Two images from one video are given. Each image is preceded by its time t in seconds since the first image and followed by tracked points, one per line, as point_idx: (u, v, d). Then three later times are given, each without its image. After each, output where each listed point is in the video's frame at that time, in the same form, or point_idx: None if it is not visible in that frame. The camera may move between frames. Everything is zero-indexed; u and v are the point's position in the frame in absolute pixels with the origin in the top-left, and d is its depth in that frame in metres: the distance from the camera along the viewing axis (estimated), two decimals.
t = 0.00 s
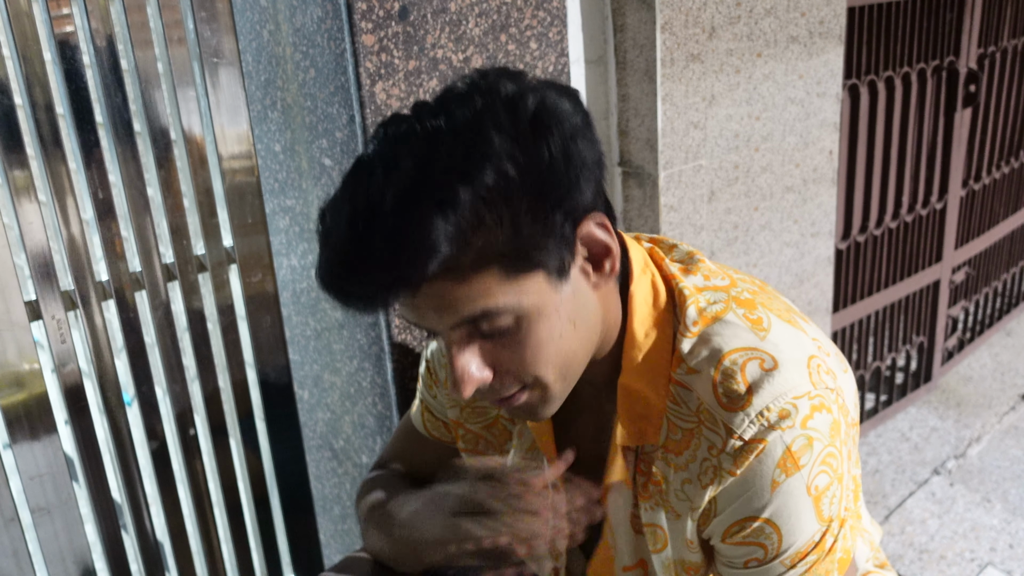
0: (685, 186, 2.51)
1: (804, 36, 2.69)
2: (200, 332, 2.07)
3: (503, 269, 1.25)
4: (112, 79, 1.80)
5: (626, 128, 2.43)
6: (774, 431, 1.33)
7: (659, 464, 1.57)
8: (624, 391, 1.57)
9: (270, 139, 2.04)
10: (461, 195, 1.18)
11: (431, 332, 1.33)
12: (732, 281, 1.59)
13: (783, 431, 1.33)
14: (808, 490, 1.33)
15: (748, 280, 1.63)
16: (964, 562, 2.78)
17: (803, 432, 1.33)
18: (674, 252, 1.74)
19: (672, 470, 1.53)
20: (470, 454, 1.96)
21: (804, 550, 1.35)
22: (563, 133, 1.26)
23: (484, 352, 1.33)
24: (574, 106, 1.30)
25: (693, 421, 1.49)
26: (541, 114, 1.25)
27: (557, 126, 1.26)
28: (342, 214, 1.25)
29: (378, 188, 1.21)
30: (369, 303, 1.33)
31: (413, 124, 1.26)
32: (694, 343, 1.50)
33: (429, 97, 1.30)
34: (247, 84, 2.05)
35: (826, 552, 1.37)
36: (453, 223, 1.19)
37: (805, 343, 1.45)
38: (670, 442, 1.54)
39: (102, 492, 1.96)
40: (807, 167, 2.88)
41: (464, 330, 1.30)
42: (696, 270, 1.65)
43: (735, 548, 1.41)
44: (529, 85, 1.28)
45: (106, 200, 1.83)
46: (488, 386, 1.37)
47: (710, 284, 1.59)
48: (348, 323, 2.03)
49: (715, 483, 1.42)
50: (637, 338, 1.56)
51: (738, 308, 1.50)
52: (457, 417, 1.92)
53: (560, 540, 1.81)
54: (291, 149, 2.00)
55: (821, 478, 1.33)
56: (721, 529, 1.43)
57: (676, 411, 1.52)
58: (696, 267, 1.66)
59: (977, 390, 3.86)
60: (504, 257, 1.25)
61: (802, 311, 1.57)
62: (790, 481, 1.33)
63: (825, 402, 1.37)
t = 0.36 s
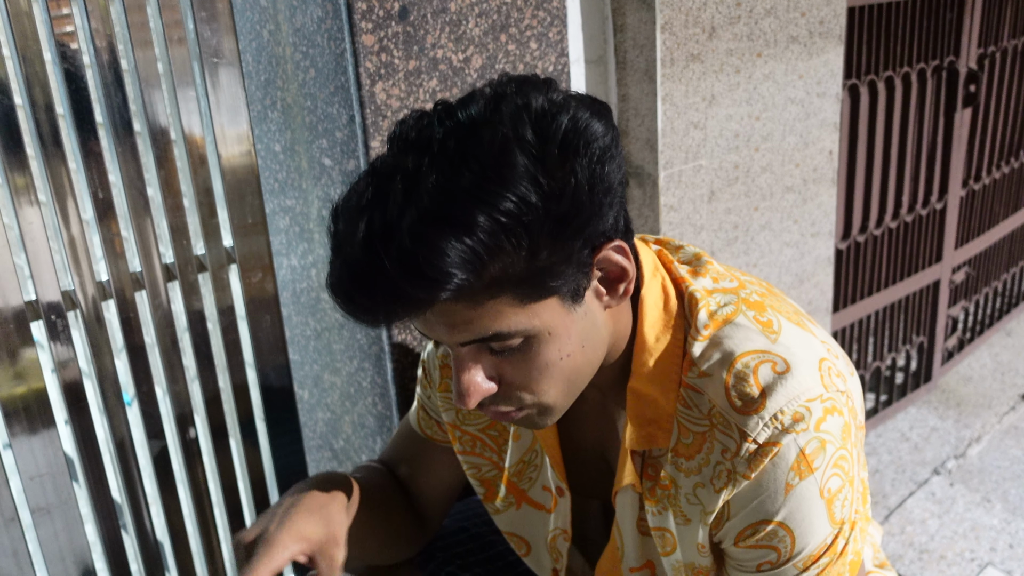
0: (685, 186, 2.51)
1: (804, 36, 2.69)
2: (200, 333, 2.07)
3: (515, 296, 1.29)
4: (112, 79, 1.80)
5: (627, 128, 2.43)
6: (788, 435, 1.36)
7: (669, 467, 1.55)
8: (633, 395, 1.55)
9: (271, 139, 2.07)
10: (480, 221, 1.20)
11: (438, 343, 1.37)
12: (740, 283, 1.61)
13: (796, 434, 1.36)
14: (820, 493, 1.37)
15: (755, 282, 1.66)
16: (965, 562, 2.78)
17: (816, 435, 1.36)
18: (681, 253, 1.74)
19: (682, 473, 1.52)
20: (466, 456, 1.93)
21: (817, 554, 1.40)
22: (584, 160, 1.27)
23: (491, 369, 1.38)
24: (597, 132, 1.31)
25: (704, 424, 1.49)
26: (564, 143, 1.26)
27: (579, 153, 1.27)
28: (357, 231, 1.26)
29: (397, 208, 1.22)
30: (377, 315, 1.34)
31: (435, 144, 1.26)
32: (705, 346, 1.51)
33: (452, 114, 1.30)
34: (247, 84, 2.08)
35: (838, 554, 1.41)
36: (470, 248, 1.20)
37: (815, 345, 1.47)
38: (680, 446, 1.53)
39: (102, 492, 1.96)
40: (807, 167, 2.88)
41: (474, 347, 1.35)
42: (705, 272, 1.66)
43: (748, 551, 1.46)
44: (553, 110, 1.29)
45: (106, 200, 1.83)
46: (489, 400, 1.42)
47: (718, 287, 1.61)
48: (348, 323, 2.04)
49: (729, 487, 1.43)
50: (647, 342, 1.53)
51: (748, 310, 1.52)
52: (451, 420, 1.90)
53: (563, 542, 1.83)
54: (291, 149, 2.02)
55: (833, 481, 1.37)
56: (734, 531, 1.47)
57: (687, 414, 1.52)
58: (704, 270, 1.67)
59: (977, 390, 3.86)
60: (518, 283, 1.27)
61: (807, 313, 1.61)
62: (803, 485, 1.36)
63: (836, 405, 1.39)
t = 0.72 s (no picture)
0: (685, 186, 2.51)
1: (804, 36, 2.69)
2: (201, 333, 2.07)
3: (516, 308, 1.29)
4: (112, 79, 1.80)
5: (626, 129, 2.42)
6: (792, 437, 1.36)
7: (672, 470, 1.55)
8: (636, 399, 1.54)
9: (270, 139, 2.06)
10: (479, 236, 1.20)
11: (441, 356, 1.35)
12: (741, 285, 1.61)
13: (801, 436, 1.36)
14: (824, 495, 1.37)
15: (756, 284, 1.66)
16: (965, 562, 2.78)
17: (820, 437, 1.36)
18: (682, 256, 1.75)
19: (686, 476, 1.52)
20: (467, 459, 1.93)
21: (820, 555, 1.40)
22: (583, 172, 1.28)
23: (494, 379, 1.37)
24: (596, 143, 1.31)
25: (708, 427, 1.48)
26: (563, 154, 1.26)
27: (578, 164, 1.27)
28: (357, 245, 1.26)
29: (396, 223, 1.22)
30: (374, 334, 1.33)
31: (434, 156, 1.26)
32: (708, 348, 1.51)
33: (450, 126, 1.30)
34: (247, 84, 2.06)
35: (840, 555, 1.42)
36: (470, 261, 1.20)
37: (818, 347, 1.47)
38: (683, 448, 1.53)
39: (102, 492, 1.96)
40: (807, 167, 2.88)
41: (476, 359, 1.35)
42: (706, 275, 1.67)
43: (752, 553, 1.45)
44: (551, 121, 1.29)
45: (106, 200, 1.83)
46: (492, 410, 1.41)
47: (720, 289, 1.62)
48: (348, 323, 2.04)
49: (733, 489, 1.42)
50: (649, 346, 1.54)
51: (750, 312, 1.53)
52: (452, 424, 1.88)
53: (563, 546, 1.84)
54: (291, 149, 2.01)
55: (837, 482, 1.37)
56: (737, 533, 1.46)
57: (690, 417, 1.51)
58: (705, 272, 1.68)
59: (977, 390, 3.86)
60: (518, 294, 1.27)
61: (810, 314, 1.61)
62: (807, 486, 1.36)
63: (840, 406, 1.40)
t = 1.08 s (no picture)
0: (685, 186, 2.51)
1: (804, 36, 2.69)
2: (201, 333, 2.07)
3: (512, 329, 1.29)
4: (112, 79, 1.80)
5: (626, 128, 2.42)
6: (792, 444, 1.36)
7: (672, 479, 1.55)
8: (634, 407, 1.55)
9: (270, 139, 2.06)
10: (472, 260, 1.19)
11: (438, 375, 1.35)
12: (740, 291, 1.62)
13: (801, 443, 1.36)
14: (825, 501, 1.37)
15: (755, 288, 1.67)
16: (965, 562, 2.78)
17: (820, 444, 1.36)
18: (680, 262, 1.74)
19: (686, 484, 1.51)
20: (465, 464, 1.92)
21: (820, 562, 1.40)
22: (578, 193, 1.27)
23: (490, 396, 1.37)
24: (591, 162, 1.31)
25: (707, 434, 1.48)
26: (556, 175, 1.26)
27: (572, 185, 1.27)
28: (349, 267, 1.26)
29: (389, 246, 1.22)
30: (366, 354, 1.33)
31: (427, 176, 1.26)
32: (707, 355, 1.51)
33: (443, 146, 1.30)
34: (247, 84, 2.05)
35: (841, 562, 1.42)
36: (463, 286, 1.20)
37: (817, 353, 1.48)
38: (682, 456, 1.53)
39: (102, 492, 1.96)
40: (807, 167, 2.88)
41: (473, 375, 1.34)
42: (705, 279, 1.67)
43: (751, 560, 1.46)
44: (546, 141, 1.28)
45: (106, 200, 1.84)
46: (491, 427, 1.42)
47: (720, 295, 1.62)
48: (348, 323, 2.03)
49: (734, 497, 1.41)
50: (648, 355, 1.53)
51: (749, 318, 1.53)
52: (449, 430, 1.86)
53: (562, 552, 1.86)
54: (291, 149, 2.01)
55: (837, 489, 1.38)
56: (737, 540, 1.46)
57: (689, 425, 1.51)
58: (704, 277, 1.67)
59: (977, 390, 3.86)
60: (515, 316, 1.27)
61: (808, 320, 1.61)
62: (807, 494, 1.36)
63: (840, 413, 1.40)
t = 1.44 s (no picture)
0: (685, 186, 2.51)
1: (804, 36, 2.69)
2: (201, 333, 2.07)
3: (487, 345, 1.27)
4: (112, 79, 1.80)
5: (626, 128, 2.41)
6: (788, 450, 1.36)
7: (669, 486, 1.55)
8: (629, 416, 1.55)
9: (270, 139, 2.06)
10: (447, 278, 1.19)
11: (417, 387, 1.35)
12: (734, 296, 1.60)
13: (797, 449, 1.35)
14: (822, 507, 1.37)
15: (750, 292, 1.66)
16: (965, 562, 2.78)
17: (816, 449, 1.36)
18: (675, 267, 1.71)
19: (682, 492, 1.51)
20: (461, 470, 1.91)
21: (820, 567, 1.40)
22: (560, 211, 1.25)
23: (466, 412, 1.37)
24: (575, 181, 1.28)
25: (703, 442, 1.48)
26: (538, 194, 1.25)
27: (553, 204, 1.25)
28: (326, 281, 1.27)
29: (365, 261, 1.22)
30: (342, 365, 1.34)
31: (410, 191, 1.26)
32: (700, 363, 1.50)
33: (427, 161, 1.30)
34: (247, 84, 2.06)
35: (841, 567, 1.41)
36: (436, 303, 1.20)
37: (812, 357, 1.47)
38: (678, 464, 1.53)
39: (102, 492, 1.96)
40: (807, 167, 2.88)
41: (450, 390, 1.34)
42: (701, 283, 1.64)
43: (752, 567, 1.45)
44: (529, 158, 1.27)
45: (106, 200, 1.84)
46: (468, 441, 1.42)
47: (714, 300, 1.60)
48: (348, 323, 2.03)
49: (731, 505, 1.41)
50: (641, 363, 1.53)
51: (742, 324, 1.52)
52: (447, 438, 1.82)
53: (557, 559, 1.85)
54: (291, 149, 2.01)
55: (835, 493, 1.38)
56: (736, 548, 1.46)
57: (684, 432, 1.51)
58: (699, 281, 1.65)
59: (977, 390, 3.86)
60: (488, 333, 1.26)
61: (804, 323, 1.60)
62: (804, 500, 1.36)
63: (835, 417, 1.40)
